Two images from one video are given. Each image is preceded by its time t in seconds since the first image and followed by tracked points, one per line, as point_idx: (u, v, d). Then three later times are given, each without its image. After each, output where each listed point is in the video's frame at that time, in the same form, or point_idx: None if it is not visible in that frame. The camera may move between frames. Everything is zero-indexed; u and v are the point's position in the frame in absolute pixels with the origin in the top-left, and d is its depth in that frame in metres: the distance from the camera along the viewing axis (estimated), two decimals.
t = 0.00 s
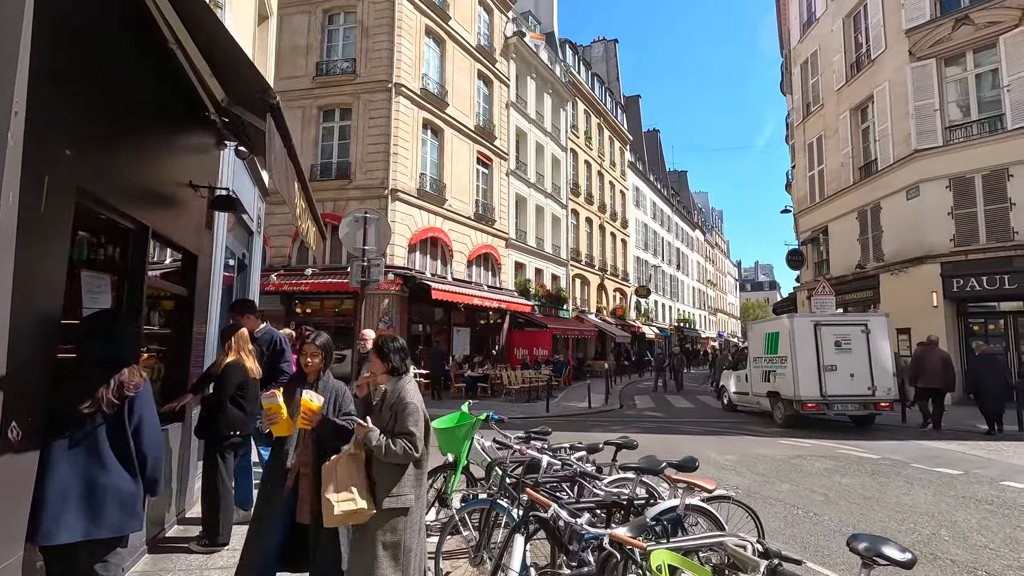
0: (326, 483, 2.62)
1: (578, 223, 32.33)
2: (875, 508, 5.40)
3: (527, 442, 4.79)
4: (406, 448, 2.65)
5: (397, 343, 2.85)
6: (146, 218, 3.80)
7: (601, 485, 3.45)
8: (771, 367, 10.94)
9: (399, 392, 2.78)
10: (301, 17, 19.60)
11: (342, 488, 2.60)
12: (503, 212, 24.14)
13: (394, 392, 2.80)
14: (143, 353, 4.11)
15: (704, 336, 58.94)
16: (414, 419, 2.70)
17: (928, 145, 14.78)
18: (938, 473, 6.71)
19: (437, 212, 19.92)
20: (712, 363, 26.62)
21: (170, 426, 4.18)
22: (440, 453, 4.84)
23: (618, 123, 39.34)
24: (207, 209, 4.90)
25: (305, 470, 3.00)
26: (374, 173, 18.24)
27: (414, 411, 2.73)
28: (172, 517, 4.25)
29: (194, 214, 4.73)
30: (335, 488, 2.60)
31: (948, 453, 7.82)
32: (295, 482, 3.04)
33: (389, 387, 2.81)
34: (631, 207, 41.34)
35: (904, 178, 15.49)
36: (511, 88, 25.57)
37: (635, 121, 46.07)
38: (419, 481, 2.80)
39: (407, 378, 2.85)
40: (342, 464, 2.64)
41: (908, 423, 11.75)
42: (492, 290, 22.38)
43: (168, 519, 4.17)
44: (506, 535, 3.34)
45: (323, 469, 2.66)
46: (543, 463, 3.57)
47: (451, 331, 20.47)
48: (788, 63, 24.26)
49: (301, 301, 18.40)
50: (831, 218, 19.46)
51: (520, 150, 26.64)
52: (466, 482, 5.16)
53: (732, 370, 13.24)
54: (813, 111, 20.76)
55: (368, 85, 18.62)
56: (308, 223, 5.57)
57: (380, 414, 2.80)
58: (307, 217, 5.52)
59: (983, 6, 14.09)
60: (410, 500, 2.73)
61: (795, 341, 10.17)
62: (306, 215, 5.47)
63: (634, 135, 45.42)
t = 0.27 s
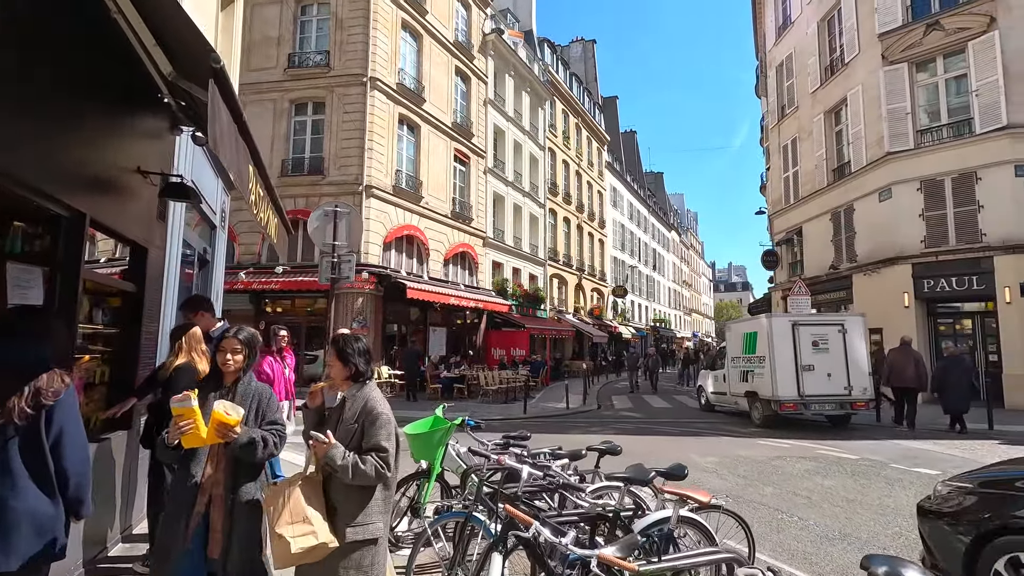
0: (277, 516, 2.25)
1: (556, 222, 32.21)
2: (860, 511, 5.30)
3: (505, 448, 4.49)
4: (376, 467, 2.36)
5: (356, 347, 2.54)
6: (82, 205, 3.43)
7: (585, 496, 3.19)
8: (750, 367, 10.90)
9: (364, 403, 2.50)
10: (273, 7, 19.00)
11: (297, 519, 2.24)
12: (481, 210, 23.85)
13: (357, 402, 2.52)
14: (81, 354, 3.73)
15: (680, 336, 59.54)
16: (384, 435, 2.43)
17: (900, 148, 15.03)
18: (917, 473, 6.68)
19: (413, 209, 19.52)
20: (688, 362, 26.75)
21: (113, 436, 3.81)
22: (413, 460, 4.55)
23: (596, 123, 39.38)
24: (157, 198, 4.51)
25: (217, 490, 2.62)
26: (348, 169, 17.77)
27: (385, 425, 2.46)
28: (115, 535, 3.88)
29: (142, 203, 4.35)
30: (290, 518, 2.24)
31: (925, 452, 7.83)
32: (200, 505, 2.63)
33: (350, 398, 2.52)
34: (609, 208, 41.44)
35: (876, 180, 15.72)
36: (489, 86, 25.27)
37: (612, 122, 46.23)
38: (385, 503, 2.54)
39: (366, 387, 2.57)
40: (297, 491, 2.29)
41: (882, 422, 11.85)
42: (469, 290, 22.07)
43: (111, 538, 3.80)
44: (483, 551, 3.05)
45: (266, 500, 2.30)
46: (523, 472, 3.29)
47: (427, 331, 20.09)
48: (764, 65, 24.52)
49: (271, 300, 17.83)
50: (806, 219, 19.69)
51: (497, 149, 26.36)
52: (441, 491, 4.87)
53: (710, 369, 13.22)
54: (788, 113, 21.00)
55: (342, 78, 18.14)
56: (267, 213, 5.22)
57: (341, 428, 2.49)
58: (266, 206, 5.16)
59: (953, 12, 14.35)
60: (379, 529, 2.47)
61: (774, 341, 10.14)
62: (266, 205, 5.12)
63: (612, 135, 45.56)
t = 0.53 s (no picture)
0: (251, 562, 1.90)
1: (541, 222, 32.05)
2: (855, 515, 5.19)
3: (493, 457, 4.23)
4: (356, 488, 2.13)
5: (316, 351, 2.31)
6: (28, 192, 3.13)
7: (580, 509, 2.98)
8: (736, 368, 10.83)
9: (335, 417, 2.25)
10: None
11: (279, 561, 1.91)
12: (465, 209, 23.59)
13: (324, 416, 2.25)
14: (32, 356, 3.44)
15: (663, 336, 59.87)
16: (362, 451, 2.20)
17: (883, 150, 15.15)
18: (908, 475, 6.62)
19: (397, 207, 19.18)
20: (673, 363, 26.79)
21: (64, 446, 3.49)
22: (395, 468, 4.32)
23: (581, 123, 39.32)
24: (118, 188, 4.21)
25: (132, 521, 2.22)
26: (330, 165, 17.39)
27: (361, 441, 2.23)
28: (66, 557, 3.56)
29: (102, 193, 4.04)
30: (268, 562, 1.90)
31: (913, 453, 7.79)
32: (117, 546, 2.21)
33: (318, 413, 2.25)
34: (593, 208, 41.43)
35: (860, 182, 15.82)
36: (474, 83, 25.01)
37: (597, 122, 46.24)
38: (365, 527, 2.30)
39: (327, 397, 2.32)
40: (269, 528, 1.96)
41: (867, 422, 11.88)
42: (453, 289, 21.79)
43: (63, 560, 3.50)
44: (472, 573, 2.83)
45: (221, 546, 1.95)
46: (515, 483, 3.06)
47: (410, 331, 19.77)
48: (748, 67, 24.64)
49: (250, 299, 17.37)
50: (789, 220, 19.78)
51: (482, 147, 26.11)
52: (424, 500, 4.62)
53: (696, 370, 13.15)
54: (772, 115, 21.09)
55: (324, 73, 17.75)
56: (239, 206, 4.94)
57: (309, 446, 2.22)
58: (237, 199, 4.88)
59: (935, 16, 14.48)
60: (362, 558, 2.23)
61: (761, 342, 10.07)
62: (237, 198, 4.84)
63: (597, 135, 45.56)
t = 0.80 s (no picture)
0: None
1: (535, 222, 31.85)
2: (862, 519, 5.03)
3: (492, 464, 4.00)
4: (340, 519, 1.91)
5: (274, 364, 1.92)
6: None
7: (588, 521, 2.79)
8: (734, 369, 10.68)
9: (302, 442, 1.93)
10: None
11: None
12: (459, 208, 23.35)
13: (290, 442, 1.92)
14: None
15: (656, 336, 59.89)
16: (343, 477, 1.96)
17: (879, 149, 15.09)
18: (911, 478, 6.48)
19: (390, 206, 18.92)
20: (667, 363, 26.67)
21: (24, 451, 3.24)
22: (388, 475, 4.11)
23: (575, 122, 39.17)
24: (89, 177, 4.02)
25: None
26: (322, 162, 17.10)
27: (333, 467, 1.94)
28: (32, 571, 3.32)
29: (72, 183, 3.84)
30: None
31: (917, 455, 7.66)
32: None
33: (281, 440, 1.90)
34: (587, 208, 41.30)
35: (856, 181, 15.77)
36: (468, 81, 24.77)
37: (591, 122, 46.12)
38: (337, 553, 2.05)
39: (285, 416, 1.96)
40: None
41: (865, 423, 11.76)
42: (447, 289, 21.55)
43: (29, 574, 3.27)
44: None
45: None
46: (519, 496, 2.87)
47: (403, 331, 19.51)
48: (743, 66, 24.59)
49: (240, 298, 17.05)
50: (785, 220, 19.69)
51: (476, 145, 25.87)
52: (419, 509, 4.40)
53: (693, 370, 13.00)
54: (768, 114, 21.02)
55: (315, 69, 17.46)
56: (223, 202, 4.75)
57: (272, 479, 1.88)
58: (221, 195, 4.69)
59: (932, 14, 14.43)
60: None
61: (760, 342, 9.93)
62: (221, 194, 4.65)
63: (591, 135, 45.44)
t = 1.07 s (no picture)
0: None
1: (528, 222, 31.68)
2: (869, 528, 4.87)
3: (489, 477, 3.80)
4: (275, 561, 1.58)
5: (183, 371, 1.58)
6: None
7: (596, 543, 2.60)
8: (732, 370, 10.54)
9: (220, 470, 1.57)
10: None
11: None
12: (452, 208, 23.13)
13: (208, 467, 1.55)
14: None
15: (649, 337, 59.91)
16: (277, 509, 1.63)
17: (875, 149, 15.04)
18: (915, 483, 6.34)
19: (382, 205, 18.67)
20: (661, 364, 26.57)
21: None
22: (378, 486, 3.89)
23: (569, 122, 39.02)
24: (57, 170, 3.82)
25: None
26: (313, 161, 16.82)
27: (262, 499, 1.60)
28: None
29: (39, 176, 3.65)
30: None
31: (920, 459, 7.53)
32: None
33: (193, 466, 1.53)
34: (581, 208, 41.20)
35: (852, 182, 15.71)
36: (462, 80, 24.55)
37: (585, 122, 46.03)
38: None
39: (194, 434, 1.60)
40: None
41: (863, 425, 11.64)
42: (440, 289, 21.33)
43: None
44: None
45: None
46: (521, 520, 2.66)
47: (395, 332, 19.26)
48: (737, 66, 24.55)
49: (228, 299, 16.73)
50: (779, 220, 19.60)
51: (469, 145, 25.65)
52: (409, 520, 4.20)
53: (689, 372, 12.85)
54: (762, 115, 20.95)
55: (307, 65, 17.19)
56: (201, 200, 4.55)
57: (179, 518, 1.48)
58: (199, 192, 4.50)
59: (928, 15, 14.40)
60: None
61: (758, 344, 9.79)
62: (199, 190, 4.46)
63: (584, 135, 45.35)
